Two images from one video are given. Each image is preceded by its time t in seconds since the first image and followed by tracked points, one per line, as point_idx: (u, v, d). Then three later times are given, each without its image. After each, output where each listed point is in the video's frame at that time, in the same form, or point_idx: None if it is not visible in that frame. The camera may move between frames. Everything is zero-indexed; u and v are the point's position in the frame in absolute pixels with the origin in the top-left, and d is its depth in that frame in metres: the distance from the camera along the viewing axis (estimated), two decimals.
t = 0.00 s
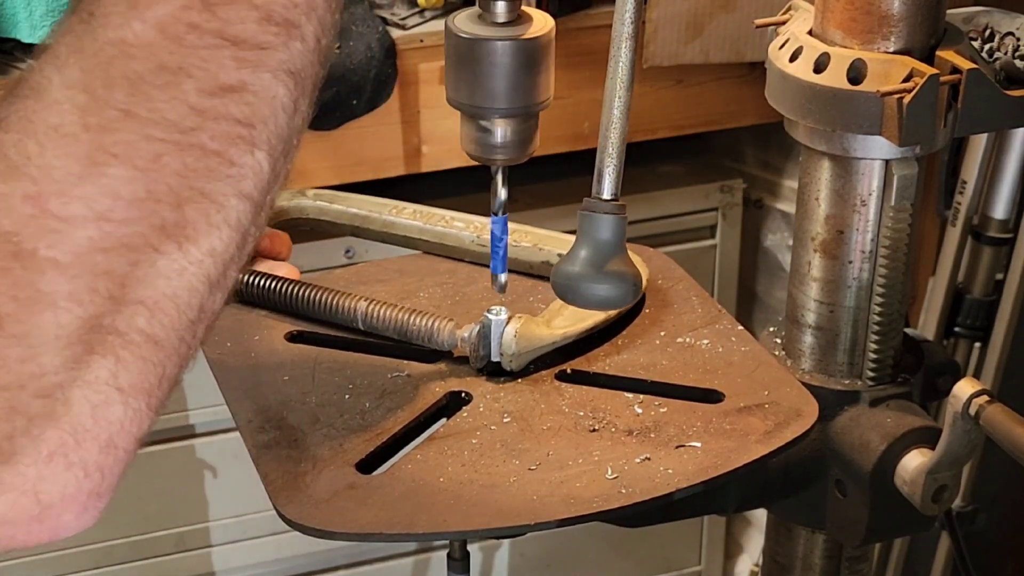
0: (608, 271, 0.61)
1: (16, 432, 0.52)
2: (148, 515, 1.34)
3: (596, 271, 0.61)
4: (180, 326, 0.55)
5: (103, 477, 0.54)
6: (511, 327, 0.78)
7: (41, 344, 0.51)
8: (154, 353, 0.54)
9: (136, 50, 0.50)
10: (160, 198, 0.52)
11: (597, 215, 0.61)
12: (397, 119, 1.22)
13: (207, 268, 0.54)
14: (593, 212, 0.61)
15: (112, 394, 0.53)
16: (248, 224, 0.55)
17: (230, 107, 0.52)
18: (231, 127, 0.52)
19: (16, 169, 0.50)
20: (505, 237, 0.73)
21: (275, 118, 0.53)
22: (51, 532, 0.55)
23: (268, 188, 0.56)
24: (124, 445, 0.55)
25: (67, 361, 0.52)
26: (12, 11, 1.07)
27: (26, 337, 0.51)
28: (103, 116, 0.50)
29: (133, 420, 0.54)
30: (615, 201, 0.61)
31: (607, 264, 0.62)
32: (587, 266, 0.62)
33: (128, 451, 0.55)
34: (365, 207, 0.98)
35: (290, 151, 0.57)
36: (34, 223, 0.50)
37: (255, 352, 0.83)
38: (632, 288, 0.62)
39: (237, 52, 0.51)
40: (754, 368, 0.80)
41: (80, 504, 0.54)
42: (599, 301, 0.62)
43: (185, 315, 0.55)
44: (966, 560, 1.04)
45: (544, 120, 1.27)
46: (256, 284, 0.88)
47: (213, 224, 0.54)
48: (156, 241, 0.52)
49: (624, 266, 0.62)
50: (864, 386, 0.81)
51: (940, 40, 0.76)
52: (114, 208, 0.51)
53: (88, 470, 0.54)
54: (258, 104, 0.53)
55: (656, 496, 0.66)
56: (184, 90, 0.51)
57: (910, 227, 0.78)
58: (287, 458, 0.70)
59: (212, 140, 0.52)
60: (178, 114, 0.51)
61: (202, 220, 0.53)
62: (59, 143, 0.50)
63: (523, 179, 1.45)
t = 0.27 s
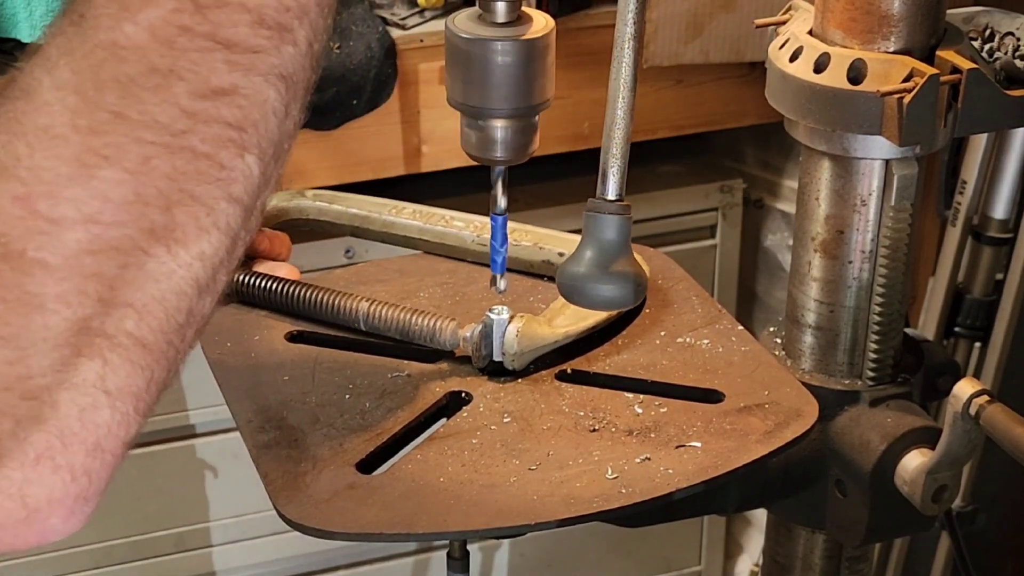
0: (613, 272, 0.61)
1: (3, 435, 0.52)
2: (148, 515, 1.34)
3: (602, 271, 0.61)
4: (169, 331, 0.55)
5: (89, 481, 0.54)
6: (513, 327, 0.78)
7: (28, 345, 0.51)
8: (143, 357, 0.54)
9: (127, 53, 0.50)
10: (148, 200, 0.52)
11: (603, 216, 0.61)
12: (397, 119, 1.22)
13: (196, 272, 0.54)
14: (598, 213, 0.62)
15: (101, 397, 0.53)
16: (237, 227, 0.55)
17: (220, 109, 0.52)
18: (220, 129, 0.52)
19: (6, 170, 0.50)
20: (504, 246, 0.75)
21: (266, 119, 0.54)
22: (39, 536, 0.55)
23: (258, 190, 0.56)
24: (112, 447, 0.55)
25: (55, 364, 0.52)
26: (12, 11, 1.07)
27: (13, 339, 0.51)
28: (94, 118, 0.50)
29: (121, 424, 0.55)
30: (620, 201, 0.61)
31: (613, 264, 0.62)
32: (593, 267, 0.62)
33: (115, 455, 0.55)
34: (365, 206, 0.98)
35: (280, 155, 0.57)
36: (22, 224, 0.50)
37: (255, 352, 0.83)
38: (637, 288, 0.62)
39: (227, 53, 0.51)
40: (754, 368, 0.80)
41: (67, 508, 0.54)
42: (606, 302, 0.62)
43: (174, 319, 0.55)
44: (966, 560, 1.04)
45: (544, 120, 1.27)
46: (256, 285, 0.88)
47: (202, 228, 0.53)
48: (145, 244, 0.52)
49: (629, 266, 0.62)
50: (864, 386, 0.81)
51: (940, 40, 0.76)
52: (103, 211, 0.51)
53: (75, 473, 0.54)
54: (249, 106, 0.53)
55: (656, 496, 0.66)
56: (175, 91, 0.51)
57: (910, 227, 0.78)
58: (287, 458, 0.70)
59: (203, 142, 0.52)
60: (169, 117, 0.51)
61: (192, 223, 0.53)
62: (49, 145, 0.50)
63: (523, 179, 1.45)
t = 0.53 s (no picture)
0: (621, 273, 0.61)
1: None
2: (147, 515, 1.34)
3: (610, 273, 0.61)
4: (159, 335, 0.55)
5: (76, 489, 0.54)
6: (515, 326, 0.77)
7: (15, 350, 0.51)
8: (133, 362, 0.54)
9: (118, 56, 0.50)
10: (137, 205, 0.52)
11: (609, 217, 0.61)
12: (397, 119, 1.22)
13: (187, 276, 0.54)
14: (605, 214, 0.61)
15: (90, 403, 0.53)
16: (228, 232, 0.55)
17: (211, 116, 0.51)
18: (212, 132, 0.52)
19: None
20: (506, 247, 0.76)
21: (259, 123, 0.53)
22: (23, 544, 0.55)
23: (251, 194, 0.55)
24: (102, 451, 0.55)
25: (44, 370, 0.52)
26: (12, 11, 1.07)
27: None
28: (83, 121, 0.50)
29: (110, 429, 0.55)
30: (626, 201, 0.61)
31: (620, 265, 0.62)
32: (600, 269, 0.62)
33: (103, 462, 0.55)
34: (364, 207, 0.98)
35: (273, 164, 0.57)
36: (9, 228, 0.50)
37: (255, 352, 0.83)
38: (645, 288, 0.62)
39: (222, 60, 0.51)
40: (754, 368, 0.80)
41: (53, 515, 0.54)
42: (614, 303, 0.62)
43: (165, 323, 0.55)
44: (965, 560, 1.04)
45: (544, 121, 1.27)
46: (257, 285, 0.88)
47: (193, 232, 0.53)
48: (134, 251, 0.52)
49: (636, 266, 0.62)
50: (864, 386, 0.81)
51: (940, 39, 0.76)
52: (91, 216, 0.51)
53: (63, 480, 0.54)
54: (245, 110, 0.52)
55: (656, 496, 0.66)
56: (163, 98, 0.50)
57: (910, 226, 0.78)
58: (287, 458, 0.70)
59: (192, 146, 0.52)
60: (158, 122, 0.50)
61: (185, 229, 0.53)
62: (39, 148, 0.50)
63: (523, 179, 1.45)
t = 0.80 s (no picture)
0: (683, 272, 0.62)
1: None
2: (147, 515, 1.34)
3: (671, 276, 0.62)
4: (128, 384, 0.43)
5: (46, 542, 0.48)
6: (515, 326, 0.77)
7: None
8: (95, 418, 0.43)
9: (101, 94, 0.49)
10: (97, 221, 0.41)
11: (663, 220, 0.62)
12: (397, 119, 1.22)
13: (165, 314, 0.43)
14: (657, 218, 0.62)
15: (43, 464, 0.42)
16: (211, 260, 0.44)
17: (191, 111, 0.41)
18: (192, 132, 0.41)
19: None
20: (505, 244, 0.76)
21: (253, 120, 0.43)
22: None
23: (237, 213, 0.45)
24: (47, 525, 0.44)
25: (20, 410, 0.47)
26: (12, 11, 1.08)
27: None
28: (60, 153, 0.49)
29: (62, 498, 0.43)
30: (679, 200, 0.62)
31: (677, 266, 0.62)
32: (659, 275, 0.62)
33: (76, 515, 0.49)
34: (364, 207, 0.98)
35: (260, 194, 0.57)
36: None
37: (255, 352, 0.83)
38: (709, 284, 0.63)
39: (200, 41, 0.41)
40: (754, 368, 0.80)
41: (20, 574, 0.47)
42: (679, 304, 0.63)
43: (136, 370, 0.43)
44: (965, 560, 1.04)
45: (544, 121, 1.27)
46: (256, 285, 0.88)
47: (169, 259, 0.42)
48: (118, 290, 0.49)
49: (693, 263, 0.63)
50: (864, 386, 0.81)
51: (940, 39, 0.76)
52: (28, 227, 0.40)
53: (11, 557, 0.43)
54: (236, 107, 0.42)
55: (656, 496, 0.66)
56: (124, 88, 0.40)
57: (910, 226, 0.78)
58: (287, 458, 0.70)
59: (168, 155, 0.41)
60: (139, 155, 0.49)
61: (158, 257, 0.42)
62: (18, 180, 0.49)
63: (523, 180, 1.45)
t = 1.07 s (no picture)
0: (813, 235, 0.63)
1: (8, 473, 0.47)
2: (148, 515, 1.34)
3: (800, 239, 0.73)
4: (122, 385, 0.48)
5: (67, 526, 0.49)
6: (515, 326, 0.77)
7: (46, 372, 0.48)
8: (103, 412, 0.48)
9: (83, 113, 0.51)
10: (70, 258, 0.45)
11: (780, 193, 0.72)
12: (397, 119, 1.22)
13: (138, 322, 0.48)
14: (773, 192, 0.72)
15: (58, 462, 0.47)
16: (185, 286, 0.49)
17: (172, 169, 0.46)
18: (158, 185, 0.46)
19: None
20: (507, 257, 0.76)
21: (223, 185, 0.48)
22: None
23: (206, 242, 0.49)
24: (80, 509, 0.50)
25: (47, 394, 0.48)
26: (12, 11, 1.08)
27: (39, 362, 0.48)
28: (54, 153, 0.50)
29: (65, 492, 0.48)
30: (790, 174, 0.71)
31: (807, 231, 0.73)
32: (790, 239, 0.73)
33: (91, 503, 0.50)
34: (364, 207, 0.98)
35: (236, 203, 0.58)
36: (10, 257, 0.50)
37: (255, 352, 0.83)
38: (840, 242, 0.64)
39: (184, 107, 0.45)
40: (754, 368, 0.80)
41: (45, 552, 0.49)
42: (809, 264, 0.74)
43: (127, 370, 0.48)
44: (965, 559, 1.04)
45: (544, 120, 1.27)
46: (257, 285, 0.88)
47: (129, 278, 0.47)
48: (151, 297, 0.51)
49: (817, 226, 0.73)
50: (864, 386, 0.81)
51: (940, 39, 0.76)
52: (23, 268, 0.45)
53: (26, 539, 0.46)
54: (208, 169, 0.47)
55: (656, 496, 0.66)
56: (119, 96, 0.45)
57: (910, 226, 0.78)
58: (287, 458, 0.70)
59: (140, 205, 0.46)
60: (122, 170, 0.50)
61: (126, 284, 0.47)
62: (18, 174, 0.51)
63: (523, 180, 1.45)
